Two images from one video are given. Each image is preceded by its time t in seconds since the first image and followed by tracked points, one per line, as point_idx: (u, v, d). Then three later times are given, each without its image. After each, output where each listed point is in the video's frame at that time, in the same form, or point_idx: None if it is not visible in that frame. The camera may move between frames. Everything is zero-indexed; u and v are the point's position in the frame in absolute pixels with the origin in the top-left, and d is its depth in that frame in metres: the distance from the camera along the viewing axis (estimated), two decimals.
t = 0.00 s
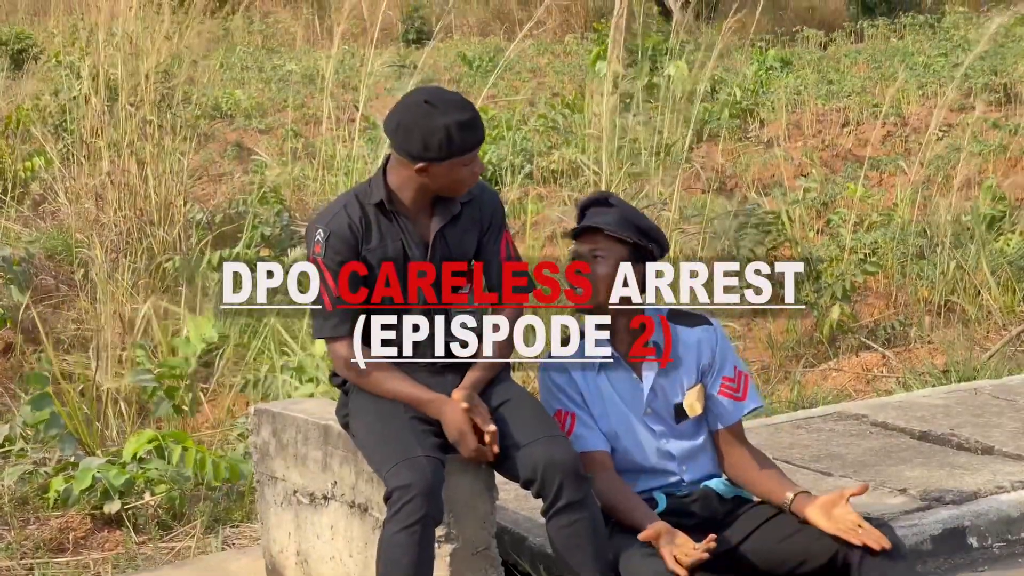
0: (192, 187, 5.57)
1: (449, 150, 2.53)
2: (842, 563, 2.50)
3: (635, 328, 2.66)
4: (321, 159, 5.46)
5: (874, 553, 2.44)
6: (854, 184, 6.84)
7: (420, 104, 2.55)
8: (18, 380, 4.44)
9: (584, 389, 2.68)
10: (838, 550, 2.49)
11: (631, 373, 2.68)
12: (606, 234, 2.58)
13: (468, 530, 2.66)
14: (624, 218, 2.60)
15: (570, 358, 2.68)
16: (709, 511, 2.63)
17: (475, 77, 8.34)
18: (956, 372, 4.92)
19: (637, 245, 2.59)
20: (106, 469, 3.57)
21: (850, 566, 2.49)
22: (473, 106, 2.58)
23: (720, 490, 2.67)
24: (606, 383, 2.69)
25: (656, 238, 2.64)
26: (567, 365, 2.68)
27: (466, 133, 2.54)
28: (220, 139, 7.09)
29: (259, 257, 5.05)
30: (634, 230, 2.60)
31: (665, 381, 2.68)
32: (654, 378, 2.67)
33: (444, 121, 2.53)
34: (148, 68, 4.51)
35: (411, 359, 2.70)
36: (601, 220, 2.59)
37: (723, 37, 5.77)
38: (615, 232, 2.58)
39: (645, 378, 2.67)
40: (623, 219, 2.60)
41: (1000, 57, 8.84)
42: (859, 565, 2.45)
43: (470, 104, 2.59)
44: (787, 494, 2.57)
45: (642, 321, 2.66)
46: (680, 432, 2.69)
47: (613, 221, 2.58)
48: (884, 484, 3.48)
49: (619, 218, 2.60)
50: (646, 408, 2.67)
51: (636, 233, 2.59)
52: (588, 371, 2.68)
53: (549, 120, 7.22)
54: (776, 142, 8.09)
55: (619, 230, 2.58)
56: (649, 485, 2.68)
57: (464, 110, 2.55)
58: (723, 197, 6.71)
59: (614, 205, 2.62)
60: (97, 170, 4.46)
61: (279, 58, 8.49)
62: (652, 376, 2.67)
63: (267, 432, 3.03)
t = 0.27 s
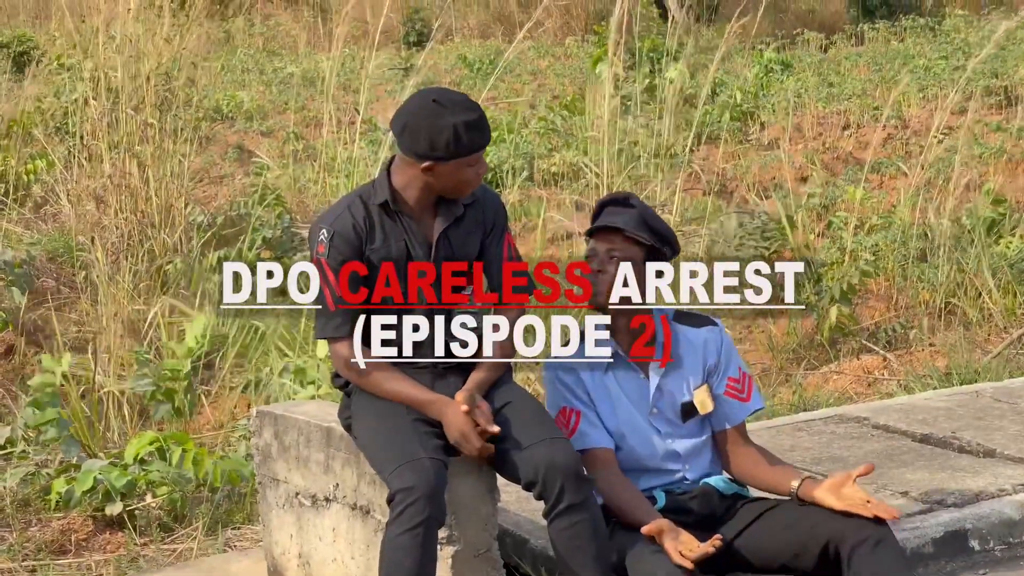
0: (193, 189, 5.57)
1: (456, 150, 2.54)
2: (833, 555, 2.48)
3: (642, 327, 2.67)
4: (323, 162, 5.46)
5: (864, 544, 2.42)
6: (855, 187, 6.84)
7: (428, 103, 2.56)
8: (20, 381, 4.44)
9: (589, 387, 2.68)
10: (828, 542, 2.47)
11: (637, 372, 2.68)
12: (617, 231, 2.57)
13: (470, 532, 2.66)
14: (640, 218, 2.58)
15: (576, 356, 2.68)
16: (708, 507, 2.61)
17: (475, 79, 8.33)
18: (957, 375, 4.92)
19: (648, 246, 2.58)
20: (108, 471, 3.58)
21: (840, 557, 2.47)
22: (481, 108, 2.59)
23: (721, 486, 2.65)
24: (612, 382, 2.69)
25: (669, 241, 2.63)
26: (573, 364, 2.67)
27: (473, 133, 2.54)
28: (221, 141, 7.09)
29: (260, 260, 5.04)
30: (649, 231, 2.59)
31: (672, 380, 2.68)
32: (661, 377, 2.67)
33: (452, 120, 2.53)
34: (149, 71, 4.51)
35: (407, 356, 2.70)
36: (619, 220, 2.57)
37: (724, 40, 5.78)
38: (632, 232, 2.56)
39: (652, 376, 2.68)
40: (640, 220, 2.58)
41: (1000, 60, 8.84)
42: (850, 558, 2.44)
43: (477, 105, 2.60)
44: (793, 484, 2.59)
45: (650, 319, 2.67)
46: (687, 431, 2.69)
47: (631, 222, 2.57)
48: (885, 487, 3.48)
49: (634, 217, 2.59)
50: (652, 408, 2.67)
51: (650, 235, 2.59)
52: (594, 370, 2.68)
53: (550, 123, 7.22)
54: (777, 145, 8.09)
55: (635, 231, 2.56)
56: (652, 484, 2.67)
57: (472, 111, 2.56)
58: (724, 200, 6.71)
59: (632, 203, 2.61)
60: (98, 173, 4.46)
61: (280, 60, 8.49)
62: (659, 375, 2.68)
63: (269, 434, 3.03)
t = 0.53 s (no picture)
0: (194, 191, 5.57)
1: (457, 149, 2.54)
2: (839, 566, 2.46)
3: (657, 330, 2.65)
4: (323, 164, 5.46)
5: (870, 555, 2.41)
6: (856, 190, 6.85)
7: (430, 103, 2.56)
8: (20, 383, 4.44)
9: (600, 388, 2.67)
10: (835, 552, 2.45)
11: (650, 375, 2.67)
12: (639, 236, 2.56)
13: (470, 535, 2.65)
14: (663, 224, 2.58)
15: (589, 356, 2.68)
16: (711, 512, 2.61)
17: (476, 81, 8.34)
18: (958, 378, 4.92)
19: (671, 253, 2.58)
20: (108, 473, 3.56)
21: (845, 568, 2.45)
22: (482, 108, 2.59)
23: (726, 493, 2.63)
24: (624, 383, 2.68)
25: (688, 248, 2.63)
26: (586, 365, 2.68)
27: (474, 133, 2.54)
28: (222, 143, 7.09)
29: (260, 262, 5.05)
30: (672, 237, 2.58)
31: (684, 384, 2.67)
32: (673, 381, 2.66)
33: (454, 119, 2.53)
34: (149, 73, 4.51)
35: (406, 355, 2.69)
36: (637, 224, 2.58)
37: (725, 43, 5.78)
38: (650, 236, 2.56)
39: (664, 379, 2.66)
40: (661, 224, 2.58)
41: (1001, 64, 8.85)
42: (855, 568, 2.41)
43: (479, 105, 2.60)
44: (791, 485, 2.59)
45: (664, 323, 2.66)
46: (697, 436, 2.67)
47: (650, 225, 2.56)
48: (886, 490, 3.48)
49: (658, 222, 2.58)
50: (662, 412, 2.66)
51: (673, 241, 2.58)
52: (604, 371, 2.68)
53: (550, 125, 7.23)
54: (778, 148, 8.09)
55: (653, 234, 2.56)
56: (655, 486, 2.68)
57: (473, 111, 2.56)
58: (724, 203, 6.72)
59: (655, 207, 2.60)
60: (99, 175, 4.46)
61: (281, 63, 8.50)
62: (671, 379, 2.66)
63: (269, 437, 3.03)
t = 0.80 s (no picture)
0: (193, 193, 5.57)
1: (456, 149, 2.54)
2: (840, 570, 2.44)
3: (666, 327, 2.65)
4: (323, 165, 5.46)
5: (873, 556, 2.40)
6: (856, 192, 6.85)
7: (430, 102, 2.56)
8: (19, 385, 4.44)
9: (610, 380, 2.67)
10: (837, 554, 2.44)
11: (660, 370, 2.67)
12: (662, 230, 2.57)
13: (470, 536, 2.65)
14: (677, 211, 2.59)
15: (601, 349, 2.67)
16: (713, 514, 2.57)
17: (476, 83, 8.35)
18: (957, 380, 4.92)
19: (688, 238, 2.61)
20: (107, 474, 3.55)
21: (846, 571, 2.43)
22: (481, 106, 2.59)
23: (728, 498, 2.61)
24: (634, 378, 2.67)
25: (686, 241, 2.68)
26: (594, 363, 2.68)
27: (473, 132, 2.54)
28: (222, 145, 7.09)
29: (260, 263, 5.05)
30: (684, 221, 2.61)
31: (690, 379, 2.68)
32: (682, 377, 2.66)
33: (454, 118, 2.53)
34: (148, 74, 4.51)
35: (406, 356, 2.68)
36: (665, 215, 2.57)
37: (724, 45, 5.78)
38: (679, 226, 2.58)
39: (675, 375, 2.67)
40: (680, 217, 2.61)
41: (1000, 65, 8.86)
42: (858, 569, 2.40)
43: (479, 105, 2.60)
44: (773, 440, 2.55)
45: (672, 320, 2.66)
46: (701, 436, 2.68)
47: (677, 216, 2.59)
48: (886, 492, 3.48)
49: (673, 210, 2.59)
50: (670, 410, 2.66)
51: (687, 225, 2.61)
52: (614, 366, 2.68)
53: (550, 127, 7.23)
54: (777, 150, 8.10)
55: (681, 226, 2.59)
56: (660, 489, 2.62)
57: (473, 110, 2.56)
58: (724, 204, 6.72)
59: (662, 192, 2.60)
60: (98, 176, 4.46)
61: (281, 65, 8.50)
62: (681, 375, 2.67)
63: (269, 437, 3.03)
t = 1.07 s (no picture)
0: (192, 193, 5.57)
1: (454, 149, 2.54)
2: (841, 567, 2.44)
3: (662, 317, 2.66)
4: (322, 166, 5.46)
5: (875, 552, 2.40)
6: (855, 193, 6.86)
7: (427, 103, 2.57)
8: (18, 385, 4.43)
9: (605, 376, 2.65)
10: (839, 551, 2.44)
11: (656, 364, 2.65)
12: (639, 222, 2.58)
13: (468, 537, 2.65)
14: (654, 206, 2.62)
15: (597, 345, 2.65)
16: (712, 520, 2.55)
17: (475, 83, 8.34)
18: (956, 381, 4.93)
19: (667, 233, 2.62)
20: (106, 475, 3.55)
21: (847, 568, 2.43)
22: (479, 107, 2.59)
23: (730, 501, 2.60)
24: (629, 374, 2.65)
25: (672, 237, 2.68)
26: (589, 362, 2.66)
27: (470, 133, 2.54)
28: (221, 145, 7.09)
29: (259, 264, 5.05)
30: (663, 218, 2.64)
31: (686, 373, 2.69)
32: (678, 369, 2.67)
33: (451, 119, 2.54)
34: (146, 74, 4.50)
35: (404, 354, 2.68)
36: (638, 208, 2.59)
37: (724, 45, 5.78)
38: (653, 218, 2.59)
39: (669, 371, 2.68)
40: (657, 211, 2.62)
41: (999, 66, 8.86)
42: (860, 565, 2.40)
43: (478, 106, 2.60)
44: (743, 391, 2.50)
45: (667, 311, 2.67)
46: (699, 431, 2.67)
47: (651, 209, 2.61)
48: (884, 492, 3.48)
49: (648, 205, 2.62)
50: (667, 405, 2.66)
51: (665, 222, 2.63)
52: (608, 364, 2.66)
53: (549, 128, 7.23)
54: (776, 150, 8.10)
55: (655, 218, 2.60)
56: (657, 492, 2.61)
57: (471, 111, 2.56)
58: (722, 205, 6.72)
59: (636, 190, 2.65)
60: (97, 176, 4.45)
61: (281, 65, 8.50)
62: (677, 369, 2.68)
63: (267, 438, 3.03)
